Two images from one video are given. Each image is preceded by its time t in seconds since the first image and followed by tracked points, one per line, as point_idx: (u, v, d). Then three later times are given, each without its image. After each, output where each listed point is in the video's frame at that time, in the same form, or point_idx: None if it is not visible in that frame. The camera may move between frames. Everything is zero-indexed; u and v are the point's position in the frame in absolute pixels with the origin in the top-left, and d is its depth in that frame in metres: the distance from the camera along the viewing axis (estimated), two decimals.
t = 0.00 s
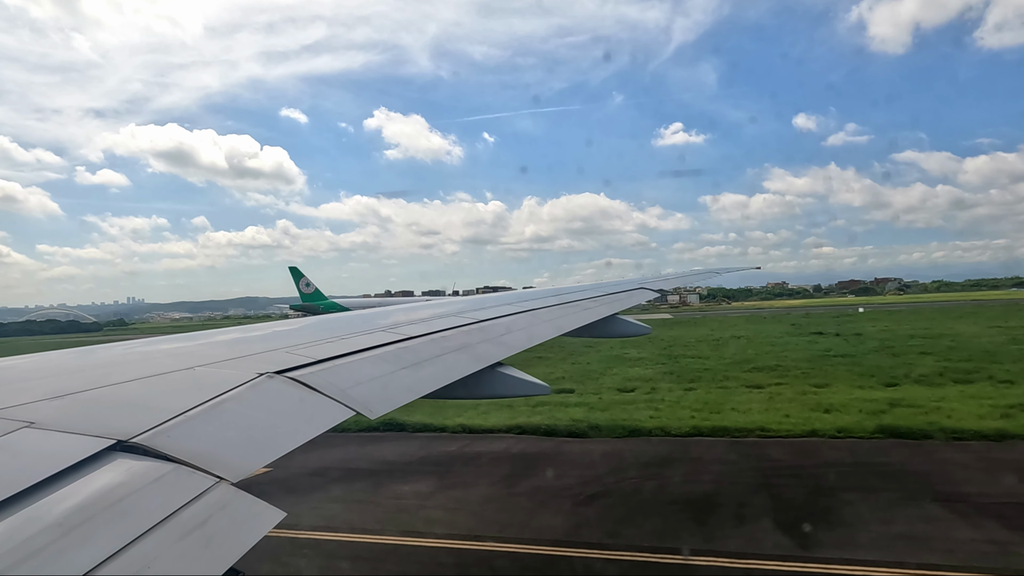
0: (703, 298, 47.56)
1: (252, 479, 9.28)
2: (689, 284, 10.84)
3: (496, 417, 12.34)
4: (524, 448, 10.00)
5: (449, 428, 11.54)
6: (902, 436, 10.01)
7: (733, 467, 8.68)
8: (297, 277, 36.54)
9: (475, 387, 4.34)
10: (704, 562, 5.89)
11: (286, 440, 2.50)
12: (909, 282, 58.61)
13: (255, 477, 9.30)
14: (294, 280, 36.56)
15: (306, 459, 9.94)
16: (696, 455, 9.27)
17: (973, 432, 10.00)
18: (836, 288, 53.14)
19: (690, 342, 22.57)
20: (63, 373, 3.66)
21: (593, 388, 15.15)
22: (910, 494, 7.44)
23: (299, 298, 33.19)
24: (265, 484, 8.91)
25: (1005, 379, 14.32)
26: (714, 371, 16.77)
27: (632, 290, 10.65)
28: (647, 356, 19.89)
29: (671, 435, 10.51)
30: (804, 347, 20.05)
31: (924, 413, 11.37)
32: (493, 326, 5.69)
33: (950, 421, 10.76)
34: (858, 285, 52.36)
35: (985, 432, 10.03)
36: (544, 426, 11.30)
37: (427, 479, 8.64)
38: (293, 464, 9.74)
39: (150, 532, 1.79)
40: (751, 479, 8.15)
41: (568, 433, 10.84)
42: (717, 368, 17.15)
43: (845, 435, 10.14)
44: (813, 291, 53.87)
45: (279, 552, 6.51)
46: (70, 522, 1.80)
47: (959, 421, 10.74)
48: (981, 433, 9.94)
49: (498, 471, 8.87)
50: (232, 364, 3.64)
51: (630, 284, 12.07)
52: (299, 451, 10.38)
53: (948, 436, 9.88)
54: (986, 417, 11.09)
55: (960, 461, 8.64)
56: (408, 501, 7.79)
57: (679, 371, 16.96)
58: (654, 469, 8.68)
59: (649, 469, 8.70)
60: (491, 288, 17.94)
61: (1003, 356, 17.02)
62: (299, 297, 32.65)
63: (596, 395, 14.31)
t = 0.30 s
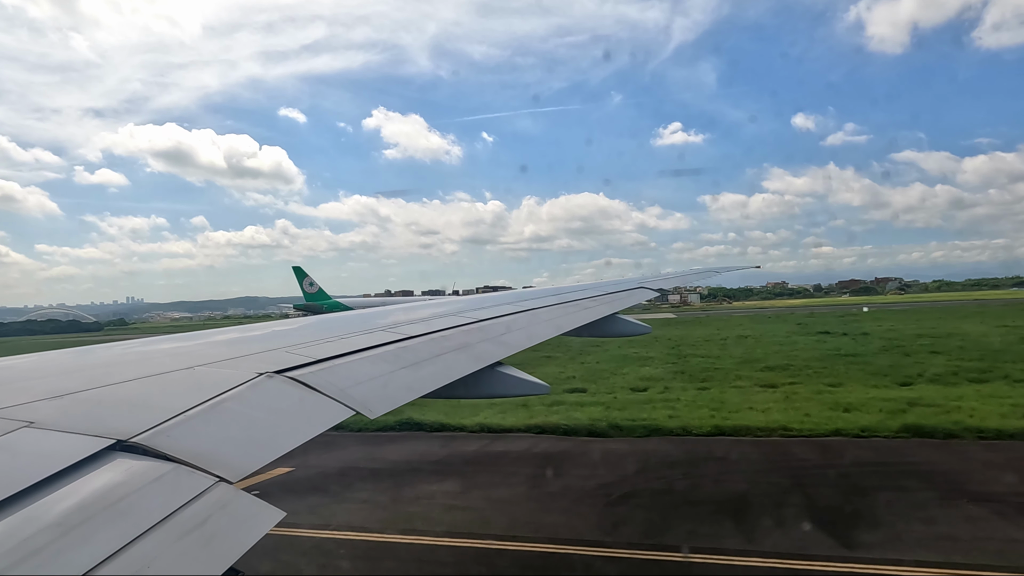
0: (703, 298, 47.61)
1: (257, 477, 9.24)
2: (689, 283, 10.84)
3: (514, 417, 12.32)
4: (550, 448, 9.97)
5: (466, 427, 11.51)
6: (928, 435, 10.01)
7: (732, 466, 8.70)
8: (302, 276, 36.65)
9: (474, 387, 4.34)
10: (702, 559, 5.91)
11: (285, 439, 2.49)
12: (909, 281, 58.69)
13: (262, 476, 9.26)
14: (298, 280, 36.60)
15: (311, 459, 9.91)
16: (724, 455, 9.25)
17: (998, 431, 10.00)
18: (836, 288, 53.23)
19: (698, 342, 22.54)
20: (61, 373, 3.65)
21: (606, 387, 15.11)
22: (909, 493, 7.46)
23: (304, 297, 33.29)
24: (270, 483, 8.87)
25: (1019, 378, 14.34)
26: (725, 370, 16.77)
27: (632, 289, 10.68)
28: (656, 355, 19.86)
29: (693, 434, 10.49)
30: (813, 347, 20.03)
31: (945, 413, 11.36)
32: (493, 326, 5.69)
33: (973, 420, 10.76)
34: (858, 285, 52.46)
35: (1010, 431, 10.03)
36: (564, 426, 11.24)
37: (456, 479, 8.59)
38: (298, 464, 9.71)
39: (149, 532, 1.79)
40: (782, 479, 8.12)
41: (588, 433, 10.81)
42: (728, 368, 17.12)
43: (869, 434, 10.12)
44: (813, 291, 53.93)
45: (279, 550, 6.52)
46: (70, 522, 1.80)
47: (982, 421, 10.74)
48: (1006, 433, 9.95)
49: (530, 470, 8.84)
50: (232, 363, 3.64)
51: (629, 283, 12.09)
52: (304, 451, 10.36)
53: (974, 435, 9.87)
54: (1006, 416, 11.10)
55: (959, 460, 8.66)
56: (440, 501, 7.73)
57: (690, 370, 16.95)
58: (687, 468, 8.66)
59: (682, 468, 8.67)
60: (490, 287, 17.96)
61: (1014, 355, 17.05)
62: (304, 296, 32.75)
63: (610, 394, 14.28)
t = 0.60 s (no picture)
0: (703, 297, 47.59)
1: (274, 476, 9.12)
2: (689, 283, 10.82)
3: (532, 416, 12.26)
4: (576, 447, 9.91)
5: (485, 426, 11.45)
6: (952, 434, 10.00)
7: (731, 465, 8.72)
8: (305, 276, 36.68)
9: (473, 387, 4.34)
10: (701, 557, 5.94)
11: (285, 440, 2.49)
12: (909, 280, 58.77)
13: (278, 475, 9.15)
14: (301, 279, 36.53)
15: (327, 458, 9.80)
16: (751, 454, 9.22)
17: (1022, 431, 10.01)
18: (836, 288, 53.33)
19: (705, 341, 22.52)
20: (59, 374, 3.64)
21: (618, 386, 15.08)
22: (909, 492, 7.48)
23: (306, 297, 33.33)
24: (288, 482, 8.76)
25: None
26: (735, 369, 16.75)
27: (632, 289, 10.66)
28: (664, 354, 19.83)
29: (716, 434, 10.44)
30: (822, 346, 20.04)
31: (965, 412, 11.38)
32: (492, 326, 5.69)
33: (995, 419, 10.78)
34: (858, 285, 52.59)
35: None
36: (583, 426, 11.18)
37: (484, 478, 8.52)
38: (316, 463, 9.62)
39: (148, 533, 1.79)
40: (812, 478, 8.10)
41: (610, 433, 10.75)
42: (740, 366, 17.14)
43: (893, 433, 10.08)
44: (814, 290, 54.03)
45: (278, 548, 6.53)
46: (69, 522, 1.79)
47: (1003, 419, 10.77)
48: None
49: (561, 470, 8.78)
50: (231, 363, 3.64)
51: (628, 283, 12.07)
52: (319, 450, 10.25)
53: (999, 434, 9.87)
54: None
55: (958, 459, 8.70)
56: (470, 501, 7.66)
57: (701, 369, 16.92)
58: (717, 469, 8.62)
59: (712, 468, 8.63)
60: (490, 287, 17.93)
61: None
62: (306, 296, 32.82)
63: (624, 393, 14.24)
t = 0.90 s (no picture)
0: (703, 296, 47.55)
1: (295, 476, 8.97)
2: (688, 283, 10.80)
3: (550, 416, 12.19)
4: (602, 447, 9.83)
5: (504, 426, 11.37)
6: (977, 433, 9.97)
7: (729, 463, 8.74)
8: (308, 275, 36.66)
9: (472, 386, 4.34)
10: (700, 554, 5.97)
11: (283, 440, 2.49)
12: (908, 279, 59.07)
13: (300, 475, 9.01)
14: (304, 278, 36.42)
15: (347, 458, 9.67)
16: (778, 454, 9.12)
17: None
18: (836, 287, 53.44)
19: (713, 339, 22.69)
20: (56, 373, 3.63)
21: (631, 386, 14.96)
22: (906, 490, 7.50)
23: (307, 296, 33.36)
24: (310, 482, 8.61)
25: None
26: (747, 367, 16.83)
27: (630, 289, 10.62)
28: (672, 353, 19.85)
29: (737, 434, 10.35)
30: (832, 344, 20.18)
31: (986, 410, 11.41)
32: (490, 325, 5.69)
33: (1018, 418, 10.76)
34: (858, 284, 52.71)
35: None
36: (603, 425, 11.09)
37: (513, 477, 8.44)
38: (338, 462, 9.49)
39: (147, 532, 1.79)
40: (844, 477, 8.04)
41: (631, 432, 10.68)
42: (751, 365, 17.24)
43: (917, 432, 10.02)
44: (814, 289, 54.15)
45: (277, 546, 6.54)
46: (68, 521, 1.79)
47: None
48: None
49: (592, 469, 8.71)
50: (230, 362, 3.64)
51: (625, 283, 12.02)
52: (338, 450, 10.12)
53: None
54: None
55: (956, 457, 8.72)
56: (500, 501, 7.56)
57: (713, 369, 16.94)
58: (748, 468, 8.54)
59: (742, 468, 8.54)
60: (490, 287, 17.91)
61: None
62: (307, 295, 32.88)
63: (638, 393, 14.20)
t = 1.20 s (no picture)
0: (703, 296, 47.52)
1: (318, 475, 8.87)
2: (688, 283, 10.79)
3: (567, 415, 12.13)
4: (628, 446, 9.73)
5: (522, 425, 11.31)
6: (1001, 432, 9.94)
7: (727, 462, 8.76)
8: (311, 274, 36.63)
9: (472, 385, 4.35)
10: (699, 551, 6.00)
11: (281, 440, 2.49)
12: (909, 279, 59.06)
13: (323, 475, 8.91)
14: (307, 277, 36.32)
15: (368, 458, 9.57)
16: (805, 454, 9.03)
17: None
18: (835, 286, 53.47)
19: (720, 339, 22.61)
20: (53, 373, 3.62)
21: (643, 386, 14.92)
22: (904, 489, 7.52)
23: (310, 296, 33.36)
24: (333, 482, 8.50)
25: None
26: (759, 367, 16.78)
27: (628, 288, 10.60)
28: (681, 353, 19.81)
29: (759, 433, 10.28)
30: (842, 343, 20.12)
31: (1007, 410, 11.40)
32: (488, 325, 5.68)
33: None
34: (856, 283, 52.82)
35: None
36: (623, 424, 11.03)
37: (541, 477, 8.34)
38: (360, 462, 9.40)
39: (146, 532, 1.79)
40: (877, 477, 7.99)
41: (652, 431, 10.62)
42: (761, 364, 17.19)
43: (942, 432, 9.99)
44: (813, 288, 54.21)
45: (275, 544, 6.55)
46: (67, 521, 1.80)
47: None
48: None
49: (621, 468, 8.60)
50: (229, 362, 3.64)
51: (621, 283, 11.97)
52: (358, 450, 10.06)
53: None
54: None
55: (954, 456, 8.74)
56: (531, 501, 7.46)
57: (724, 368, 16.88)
58: (777, 468, 8.47)
59: (771, 467, 8.46)
60: (489, 287, 17.90)
61: None
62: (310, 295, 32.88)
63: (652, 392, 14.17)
